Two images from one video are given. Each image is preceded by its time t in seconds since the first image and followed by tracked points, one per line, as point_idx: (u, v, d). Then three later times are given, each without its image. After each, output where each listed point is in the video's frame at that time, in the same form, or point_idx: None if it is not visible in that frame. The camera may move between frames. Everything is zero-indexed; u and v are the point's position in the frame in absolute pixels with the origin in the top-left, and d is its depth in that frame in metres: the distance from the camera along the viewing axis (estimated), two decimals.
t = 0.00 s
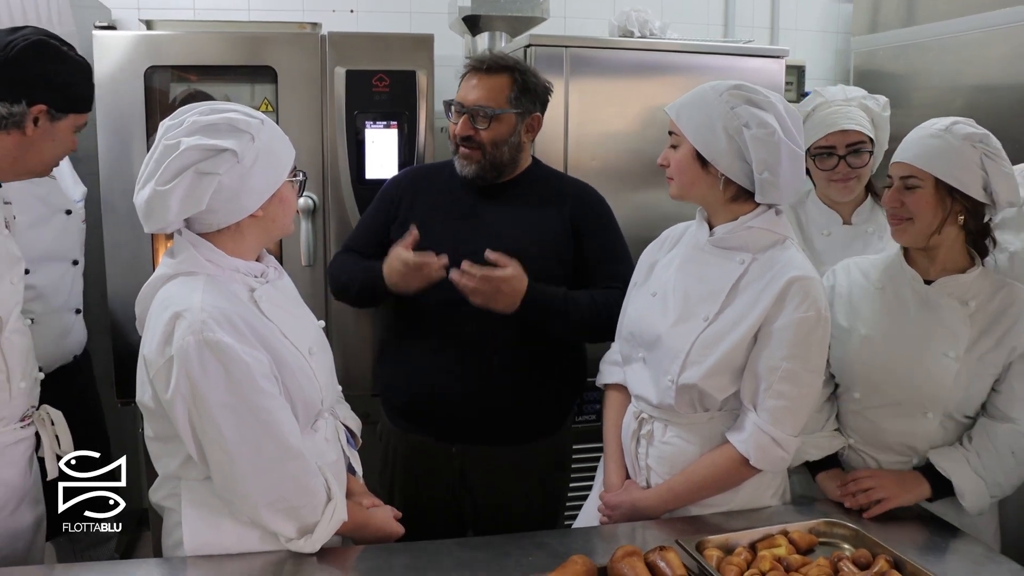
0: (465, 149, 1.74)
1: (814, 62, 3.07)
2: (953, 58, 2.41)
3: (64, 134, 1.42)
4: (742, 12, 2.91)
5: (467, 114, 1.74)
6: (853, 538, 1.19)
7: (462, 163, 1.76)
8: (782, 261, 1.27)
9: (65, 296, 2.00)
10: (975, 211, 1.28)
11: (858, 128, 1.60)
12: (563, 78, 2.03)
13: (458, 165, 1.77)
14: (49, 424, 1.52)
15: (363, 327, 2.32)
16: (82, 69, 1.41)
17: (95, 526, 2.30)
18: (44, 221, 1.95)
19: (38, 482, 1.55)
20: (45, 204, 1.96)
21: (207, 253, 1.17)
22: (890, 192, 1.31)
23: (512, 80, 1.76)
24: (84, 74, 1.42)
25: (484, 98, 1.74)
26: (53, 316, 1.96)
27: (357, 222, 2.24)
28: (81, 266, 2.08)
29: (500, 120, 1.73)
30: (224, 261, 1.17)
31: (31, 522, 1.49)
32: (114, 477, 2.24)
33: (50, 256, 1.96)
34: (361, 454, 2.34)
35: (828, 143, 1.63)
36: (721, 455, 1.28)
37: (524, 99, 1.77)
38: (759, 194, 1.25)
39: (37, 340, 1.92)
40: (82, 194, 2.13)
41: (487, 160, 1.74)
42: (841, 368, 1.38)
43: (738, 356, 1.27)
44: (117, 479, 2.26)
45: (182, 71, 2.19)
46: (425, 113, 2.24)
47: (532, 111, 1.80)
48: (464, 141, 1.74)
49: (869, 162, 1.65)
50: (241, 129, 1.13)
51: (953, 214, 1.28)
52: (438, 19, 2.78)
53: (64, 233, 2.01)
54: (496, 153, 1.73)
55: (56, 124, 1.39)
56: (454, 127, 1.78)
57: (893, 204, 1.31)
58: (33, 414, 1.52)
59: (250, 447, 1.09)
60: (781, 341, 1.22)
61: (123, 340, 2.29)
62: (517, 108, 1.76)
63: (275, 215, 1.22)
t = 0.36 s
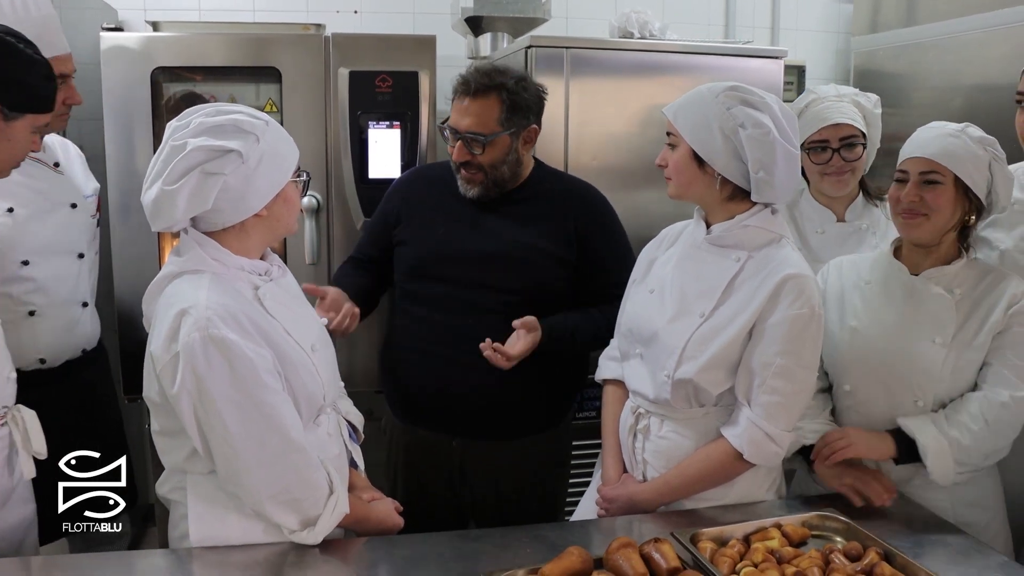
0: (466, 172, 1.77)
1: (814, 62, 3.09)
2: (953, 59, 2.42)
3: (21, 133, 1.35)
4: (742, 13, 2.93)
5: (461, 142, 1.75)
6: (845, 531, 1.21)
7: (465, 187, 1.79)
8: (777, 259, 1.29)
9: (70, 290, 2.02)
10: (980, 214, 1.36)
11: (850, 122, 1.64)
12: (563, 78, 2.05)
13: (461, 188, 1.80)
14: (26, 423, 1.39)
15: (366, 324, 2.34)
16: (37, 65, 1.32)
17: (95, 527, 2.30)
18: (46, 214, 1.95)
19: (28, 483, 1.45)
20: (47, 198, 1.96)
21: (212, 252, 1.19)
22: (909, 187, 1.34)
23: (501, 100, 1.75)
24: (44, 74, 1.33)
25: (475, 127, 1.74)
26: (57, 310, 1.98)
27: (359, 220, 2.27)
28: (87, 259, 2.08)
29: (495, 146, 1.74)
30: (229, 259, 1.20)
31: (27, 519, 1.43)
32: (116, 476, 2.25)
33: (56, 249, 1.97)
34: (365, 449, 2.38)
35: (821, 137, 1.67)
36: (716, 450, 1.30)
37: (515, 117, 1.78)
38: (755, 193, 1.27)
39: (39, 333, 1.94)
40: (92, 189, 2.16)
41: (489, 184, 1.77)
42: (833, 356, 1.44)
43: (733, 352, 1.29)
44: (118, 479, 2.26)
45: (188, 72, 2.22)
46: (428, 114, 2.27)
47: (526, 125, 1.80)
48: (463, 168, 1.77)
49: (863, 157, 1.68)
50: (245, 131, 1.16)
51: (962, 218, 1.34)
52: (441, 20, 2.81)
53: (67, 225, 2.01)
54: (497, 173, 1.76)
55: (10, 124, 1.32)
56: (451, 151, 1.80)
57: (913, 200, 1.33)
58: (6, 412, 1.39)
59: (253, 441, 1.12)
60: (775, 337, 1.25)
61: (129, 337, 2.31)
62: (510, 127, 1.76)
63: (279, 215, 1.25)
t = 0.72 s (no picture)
0: (464, 173, 1.80)
1: (815, 62, 3.10)
2: (952, 60, 2.44)
3: None
4: (743, 14, 2.95)
5: (457, 143, 1.78)
6: (838, 527, 1.23)
7: (463, 188, 1.82)
8: (774, 259, 1.31)
9: (62, 286, 2.02)
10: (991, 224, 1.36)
11: (846, 121, 1.67)
12: (564, 78, 2.07)
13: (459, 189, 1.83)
14: None
15: (369, 323, 2.37)
16: None
17: (96, 526, 2.32)
18: (35, 212, 1.96)
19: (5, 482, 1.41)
20: (39, 196, 1.98)
21: (219, 252, 1.22)
22: (925, 201, 1.33)
23: (496, 101, 1.78)
24: None
25: (470, 128, 1.77)
26: (49, 306, 1.98)
27: (362, 220, 2.30)
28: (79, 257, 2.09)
29: (490, 147, 1.77)
30: (233, 258, 1.23)
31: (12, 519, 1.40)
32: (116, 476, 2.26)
33: (43, 248, 1.97)
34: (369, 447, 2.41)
35: (818, 135, 1.70)
36: (712, 446, 1.32)
37: (511, 118, 1.80)
38: (753, 195, 1.30)
39: (31, 330, 1.94)
40: (92, 188, 2.20)
41: (485, 184, 1.80)
42: (840, 367, 1.42)
43: (729, 350, 1.31)
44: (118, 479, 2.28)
45: (193, 74, 2.25)
46: (430, 114, 2.29)
47: (522, 126, 1.83)
48: (460, 168, 1.79)
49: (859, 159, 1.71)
50: (244, 133, 1.19)
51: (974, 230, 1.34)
52: (443, 21, 2.83)
53: (63, 222, 2.03)
54: (494, 173, 1.79)
55: None
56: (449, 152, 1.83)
57: (926, 215, 1.33)
58: None
59: (258, 436, 1.15)
60: (770, 335, 1.27)
61: (134, 335, 2.34)
62: (506, 127, 1.79)
63: (282, 213, 1.27)
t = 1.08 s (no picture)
0: (468, 168, 1.82)
1: (815, 62, 3.12)
2: (951, 60, 2.45)
3: None
4: (743, 14, 2.97)
5: (464, 137, 1.80)
6: (831, 521, 1.25)
7: (467, 183, 1.83)
8: (770, 257, 1.33)
9: (65, 287, 2.03)
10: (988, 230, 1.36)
11: (848, 126, 1.65)
12: (564, 78, 2.09)
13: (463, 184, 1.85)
14: None
15: (371, 321, 2.39)
16: None
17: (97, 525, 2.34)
18: (41, 215, 2.00)
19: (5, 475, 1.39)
20: (42, 198, 2.01)
21: (219, 251, 1.25)
22: (919, 209, 1.34)
23: (504, 98, 1.81)
24: None
25: (478, 123, 1.80)
26: (52, 307, 2.00)
27: (365, 219, 2.32)
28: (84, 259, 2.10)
29: (496, 141, 1.79)
30: (235, 258, 1.25)
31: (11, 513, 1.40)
32: (116, 476, 2.25)
33: (46, 248, 2.00)
34: (373, 443, 2.43)
35: (819, 138, 1.70)
36: (708, 442, 1.34)
37: (518, 116, 1.83)
38: (748, 194, 1.31)
39: (33, 329, 1.97)
40: (100, 190, 2.18)
41: (489, 179, 1.81)
42: (835, 368, 1.44)
43: (725, 347, 1.33)
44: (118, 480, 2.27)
45: (197, 74, 2.28)
46: (432, 114, 2.32)
47: (528, 124, 1.85)
48: (465, 162, 1.81)
49: (864, 163, 1.69)
50: (254, 132, 1.21)
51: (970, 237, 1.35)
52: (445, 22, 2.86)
53: (67, 224, 2.06)
54: (498, 169, 1.80)
55: None
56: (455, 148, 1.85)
57: (921, 222, 1.34)
58: None
59: (258, 431, 1.17)
60: (766, 332, 1.28)
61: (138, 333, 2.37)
62: (512, 124, 1.81)
63: (285, 216, 1.29)
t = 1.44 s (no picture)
0: (480, 151, 1.83)
1: (815, 61, 3.12)
2: (950, 59, 2.45)
3: None
4: (744, 14, 2.98)
5: (480, 119, 1.82)
6: (825, 515, 1.27)
7: (480, 165, 1.85)
8: (765, 255, 1.34)
9: (101, 284, 2.05)
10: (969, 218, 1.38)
11: (829, 123, 1.67)
12: (563, 78, 2.11)
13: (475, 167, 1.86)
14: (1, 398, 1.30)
15: (373, 319, 2.41)
16: None
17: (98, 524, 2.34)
18: (79, 212, 2.03)
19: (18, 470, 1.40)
20: (87, 198, 2.05)
21: (222, 248, 1.26)
22: (898, 202, 1.36)
23: (519, 83, 1.84)
24: None
25: (494, 104, 1.82)
26: (86, 305, 2.03)
27: (366, 218, 2.34)
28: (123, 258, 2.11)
29: (512, 123, 1.82)
30: (237, 255, 1.27)
31: (24, 507, 1.41)
32: (116, 476, 2.25)
33: (83, 246, 2.03)
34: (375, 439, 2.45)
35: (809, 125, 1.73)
36: (705, 438, 1.35)
37: (532, 100, 1.85)
38: (743, 193, 1.33)
39: (67, 325, 2.02)
40: (148, 192, 2.18)
41: (502, 161, 1.83)
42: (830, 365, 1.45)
43: (721, 344, 1.34)
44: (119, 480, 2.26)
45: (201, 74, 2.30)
46: (433, 113, 2.33)
47: (540, 111, 1.87)
48: (480, 144, 1.83)
49: (847, 167, 1.68)
50: (255, 130, 1.23)
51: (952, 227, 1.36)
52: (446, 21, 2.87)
53: (107, 223, 2.08)
54: (510, 153, 1.82)
55: None
56: (468, 131, 1.87)
57: (902, 215, 1.36)
58: None
59: (259, 426, 1.18)
60: (762, 329, 1.30)
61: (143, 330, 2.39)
62: (527, 108, 1.84)
63: (286, 213, 1.31)
